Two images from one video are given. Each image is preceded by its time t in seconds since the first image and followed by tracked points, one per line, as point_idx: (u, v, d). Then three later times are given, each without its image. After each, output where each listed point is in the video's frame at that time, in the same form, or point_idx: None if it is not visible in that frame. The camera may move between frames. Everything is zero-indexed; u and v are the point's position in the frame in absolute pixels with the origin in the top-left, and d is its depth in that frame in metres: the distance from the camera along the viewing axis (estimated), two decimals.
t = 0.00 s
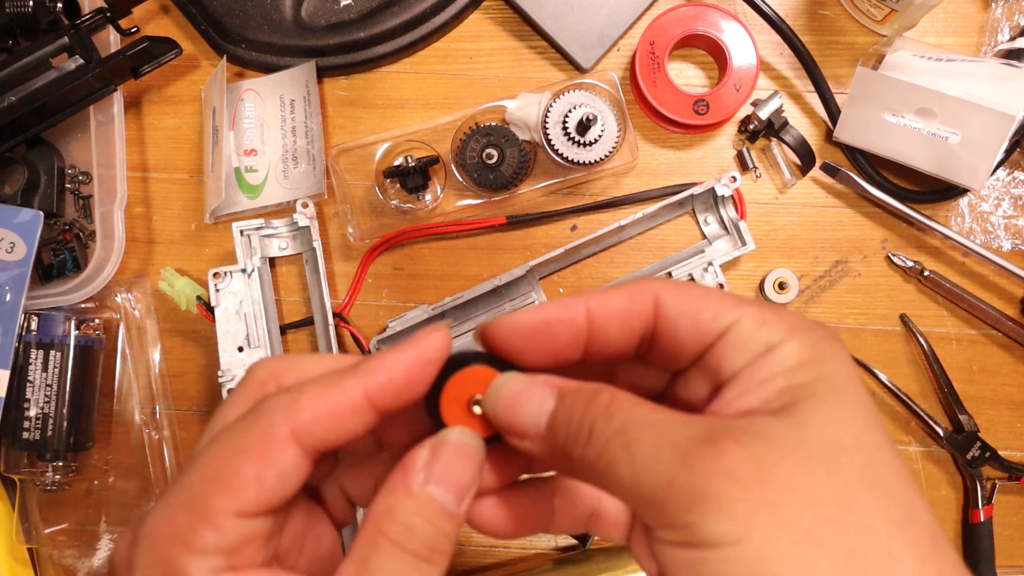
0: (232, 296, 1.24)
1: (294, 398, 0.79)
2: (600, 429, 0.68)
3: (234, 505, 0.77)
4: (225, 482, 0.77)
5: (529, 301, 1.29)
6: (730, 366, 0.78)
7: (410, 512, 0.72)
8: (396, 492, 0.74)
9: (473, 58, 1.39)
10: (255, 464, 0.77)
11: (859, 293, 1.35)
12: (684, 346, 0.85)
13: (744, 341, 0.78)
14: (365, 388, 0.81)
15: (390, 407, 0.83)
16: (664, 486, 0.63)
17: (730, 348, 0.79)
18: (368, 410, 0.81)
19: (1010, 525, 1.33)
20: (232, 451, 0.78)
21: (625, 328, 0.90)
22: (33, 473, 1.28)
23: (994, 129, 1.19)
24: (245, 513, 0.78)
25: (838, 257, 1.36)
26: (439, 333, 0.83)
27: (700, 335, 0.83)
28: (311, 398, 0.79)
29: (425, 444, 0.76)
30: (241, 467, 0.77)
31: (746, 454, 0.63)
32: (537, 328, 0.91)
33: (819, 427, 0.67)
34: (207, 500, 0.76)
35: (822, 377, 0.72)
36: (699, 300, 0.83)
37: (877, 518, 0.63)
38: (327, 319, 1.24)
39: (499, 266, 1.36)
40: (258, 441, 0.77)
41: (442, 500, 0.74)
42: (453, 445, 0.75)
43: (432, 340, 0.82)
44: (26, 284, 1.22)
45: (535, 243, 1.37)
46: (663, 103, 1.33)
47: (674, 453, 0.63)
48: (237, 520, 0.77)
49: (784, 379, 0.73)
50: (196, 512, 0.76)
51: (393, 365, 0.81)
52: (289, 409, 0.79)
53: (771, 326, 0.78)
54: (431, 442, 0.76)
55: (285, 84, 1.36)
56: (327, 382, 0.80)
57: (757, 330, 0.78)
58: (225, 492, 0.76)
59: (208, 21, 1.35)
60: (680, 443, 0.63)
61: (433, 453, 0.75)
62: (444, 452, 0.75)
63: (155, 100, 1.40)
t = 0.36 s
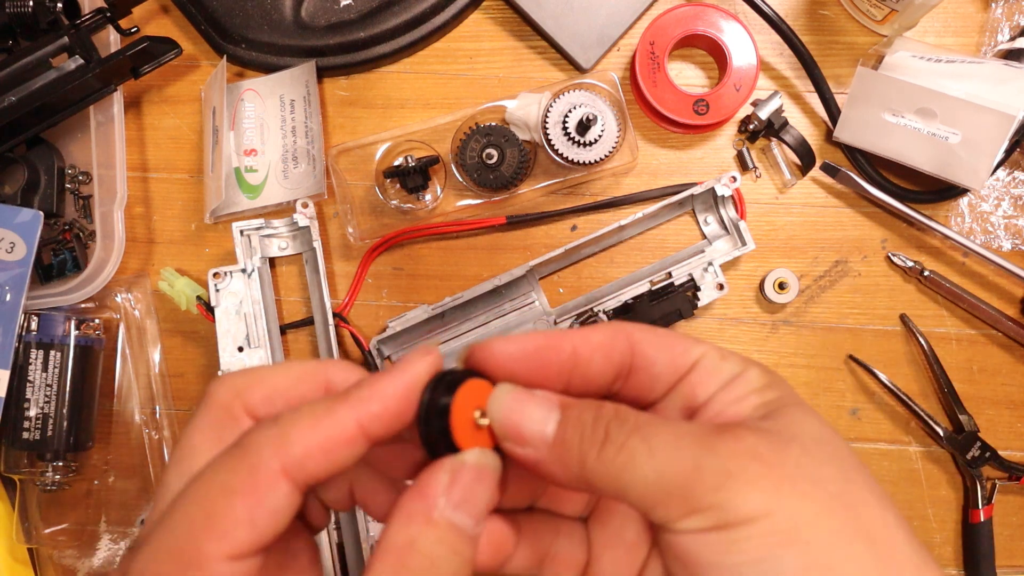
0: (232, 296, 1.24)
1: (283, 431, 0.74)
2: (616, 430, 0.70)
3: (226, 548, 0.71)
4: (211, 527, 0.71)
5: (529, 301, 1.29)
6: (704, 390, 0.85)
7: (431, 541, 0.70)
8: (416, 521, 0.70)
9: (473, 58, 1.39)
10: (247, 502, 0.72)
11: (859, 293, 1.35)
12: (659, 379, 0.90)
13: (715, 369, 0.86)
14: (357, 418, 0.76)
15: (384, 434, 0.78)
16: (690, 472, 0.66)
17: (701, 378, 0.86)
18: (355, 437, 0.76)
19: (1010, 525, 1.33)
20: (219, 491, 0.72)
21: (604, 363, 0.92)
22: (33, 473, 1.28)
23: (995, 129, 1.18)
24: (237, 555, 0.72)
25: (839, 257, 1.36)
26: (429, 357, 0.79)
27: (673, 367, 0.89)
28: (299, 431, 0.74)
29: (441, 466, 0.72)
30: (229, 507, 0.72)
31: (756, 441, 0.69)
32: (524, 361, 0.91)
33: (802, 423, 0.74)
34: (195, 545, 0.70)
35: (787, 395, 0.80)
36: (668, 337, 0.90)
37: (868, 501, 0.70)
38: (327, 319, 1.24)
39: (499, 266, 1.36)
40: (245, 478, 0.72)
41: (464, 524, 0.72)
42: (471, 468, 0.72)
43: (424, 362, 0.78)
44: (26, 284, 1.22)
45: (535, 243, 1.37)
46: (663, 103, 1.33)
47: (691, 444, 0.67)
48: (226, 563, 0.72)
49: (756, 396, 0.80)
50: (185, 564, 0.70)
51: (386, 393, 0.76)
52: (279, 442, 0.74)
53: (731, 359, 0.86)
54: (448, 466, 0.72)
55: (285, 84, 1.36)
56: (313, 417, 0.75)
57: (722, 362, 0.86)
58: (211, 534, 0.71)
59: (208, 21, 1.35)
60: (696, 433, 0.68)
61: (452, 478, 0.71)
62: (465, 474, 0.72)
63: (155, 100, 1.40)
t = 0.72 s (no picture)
0: (232, 296, 1.24)
1: (329, 469, 0.71)
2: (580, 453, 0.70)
3: None
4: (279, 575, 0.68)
5: (529, 301, 1.29)
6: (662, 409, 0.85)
7: (441, 539, 0.76)
8: (422, 520, 0.76)
9: (473, 58, 1.39)
10: (309, 547, 0.70)
11: (859, 293, 1.35)
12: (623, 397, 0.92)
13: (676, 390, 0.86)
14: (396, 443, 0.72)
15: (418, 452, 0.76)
16: (648, 494, 0.66)
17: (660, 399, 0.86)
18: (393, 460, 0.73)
19: (1010, 524, 1.33)
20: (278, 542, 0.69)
21: (572, 376, 0.94)
22: (34, 473, 1.28)
23: (996, 128, 1.18)
24: None
25: (838, 257, 1.36)
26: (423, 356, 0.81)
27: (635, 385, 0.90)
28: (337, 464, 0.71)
29: (433, 469, 0.76)
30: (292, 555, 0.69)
31: (713, 467, 0.69)
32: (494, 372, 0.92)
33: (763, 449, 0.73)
34: None
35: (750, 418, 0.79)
36: (633, 354, 0.91)
37: (824, 525, 0.68)
38: (327, 319, 1.24)
39: (499, 266, 1.36)
40: (302, 523, 0.70)
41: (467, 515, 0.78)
42: (464, 466, 0.76)
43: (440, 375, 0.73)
44: (26, 284, 1.22)
45: (535, 243, 1.37)
46: (663, 103, 1.33)
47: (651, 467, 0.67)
48: None
49: (719, 417, 0.80)
50: None
51: (412, 411, 0.72)
52: (328, 479, 0.71)
53: (693, 379, 0.86)
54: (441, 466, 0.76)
55: (285, 84, 1.36)
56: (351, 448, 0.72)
57: (683, 381, 0.87)
58: None
59: (208, 21, 1.35)
60: (656, 458, 0.69)
61: (448, 476, 0.76)
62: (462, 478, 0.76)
63: (155, 100, 1.40)
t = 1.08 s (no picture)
0: (232, 296, 1.24)
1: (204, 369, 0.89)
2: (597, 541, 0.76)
3: (175, 469, 0.85)
4: (161, 455, 0.85)
5: (529, 301, 1.28)
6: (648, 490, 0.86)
7: (300, 461, 0.76)
8: (285, 447, 0.76)
9: (473, 58, 1.39)
10: (182, 430, 0.86)
11: (859, 293, 1.35)
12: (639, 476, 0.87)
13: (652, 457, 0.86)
14: (265, 349, 0.90)
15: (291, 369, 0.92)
16: None
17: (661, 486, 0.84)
18: (264, 369, 0.91)
19: (1011, 525, 1.33)
20: (155, 429, 0.86)
21: (601, 469, 0.92)
22: (33, 473, 1.28)
23: (995, 128, 1.18)
24: (188, 477, 0.85)
25: (838, 257, 1.36)
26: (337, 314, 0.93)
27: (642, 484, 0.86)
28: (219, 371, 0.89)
29: (298, 399, 0.77)
30: (166, 437, 0.86)
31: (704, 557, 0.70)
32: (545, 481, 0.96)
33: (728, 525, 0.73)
34: (150, 472, 0.84)
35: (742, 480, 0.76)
36: (650, 436, 0.86)
37: None
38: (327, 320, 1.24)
39: (499, 266, 1.36)
40: (184, 414, 0.87)
41: (330, 443, 0.76)
42: (324, 396, 0.75)
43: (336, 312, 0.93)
44: (26, 284, 1.22)
45: (535, 243, 1.37)
46: (663, 103, 1.33)
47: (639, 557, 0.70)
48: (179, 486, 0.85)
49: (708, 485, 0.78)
50: (140, 487, 0.83)
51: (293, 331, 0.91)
52: (199, 375, 0.88)
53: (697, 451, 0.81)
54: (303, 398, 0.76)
55: (285, 84, 1.36)
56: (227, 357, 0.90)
57: (687, 460, 0.82)
58: (161, 462, 0.84)
59: (208, 21, 1.35)
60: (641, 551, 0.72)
61: (307, 407, 0.75)
62: (318, 406, 0.75)
63: (155, 100, 1.40)
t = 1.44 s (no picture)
0: (232, 296, 1.24)
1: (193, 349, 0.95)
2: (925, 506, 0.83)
3: (149, 436, 0.90)
4: (138, 419, 0.90)
5: (529, 301, 1.28)
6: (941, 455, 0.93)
7: (285, 449, 0.75)
8: (273, 434, 0.76)
9: (473, 58, 1.39)
10: (161, 401, 0.92)
11: (859, 293, 1.35)
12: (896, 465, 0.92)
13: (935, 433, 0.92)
14: (253, 341, 0.95)
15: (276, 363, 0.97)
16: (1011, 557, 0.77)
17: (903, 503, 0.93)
18: (249, 360, 0.97)
19: (1010, 525, 1.32)
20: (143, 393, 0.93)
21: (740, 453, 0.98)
22: (33, 473, 1.28)
23: (996, 127, 1.18)
24: (160, 444, 0.91)
25: (838, 257, 1.36)
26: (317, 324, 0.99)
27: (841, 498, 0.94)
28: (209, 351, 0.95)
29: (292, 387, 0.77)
30: (148, 403, 0.92)
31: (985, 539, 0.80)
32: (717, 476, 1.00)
33: None
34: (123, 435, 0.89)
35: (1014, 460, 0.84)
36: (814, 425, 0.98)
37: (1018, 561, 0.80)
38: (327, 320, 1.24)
39: (499, 266, 1.36)
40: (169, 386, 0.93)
41: (317, 435, 0.76)
42: (315, 388, 0.75)
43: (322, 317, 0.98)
44: (26, 284, 1.22)
45: (535, 243, 1.37)
46: (663, 103, 1.33)
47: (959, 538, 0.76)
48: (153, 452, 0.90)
49: None
50: (115, 448, 0.88)
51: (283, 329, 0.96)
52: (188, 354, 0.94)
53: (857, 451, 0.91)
54: (295, 387, 0.76)
55: (285, 84, 1.36)
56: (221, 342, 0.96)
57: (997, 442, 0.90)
58: (138, 425, 0.90)
59: (208, 21, 1.35)
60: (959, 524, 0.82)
61: (299, 397, 0.75)
62: (310, 396, 0.75)
63: (155, 100, 1.40)
